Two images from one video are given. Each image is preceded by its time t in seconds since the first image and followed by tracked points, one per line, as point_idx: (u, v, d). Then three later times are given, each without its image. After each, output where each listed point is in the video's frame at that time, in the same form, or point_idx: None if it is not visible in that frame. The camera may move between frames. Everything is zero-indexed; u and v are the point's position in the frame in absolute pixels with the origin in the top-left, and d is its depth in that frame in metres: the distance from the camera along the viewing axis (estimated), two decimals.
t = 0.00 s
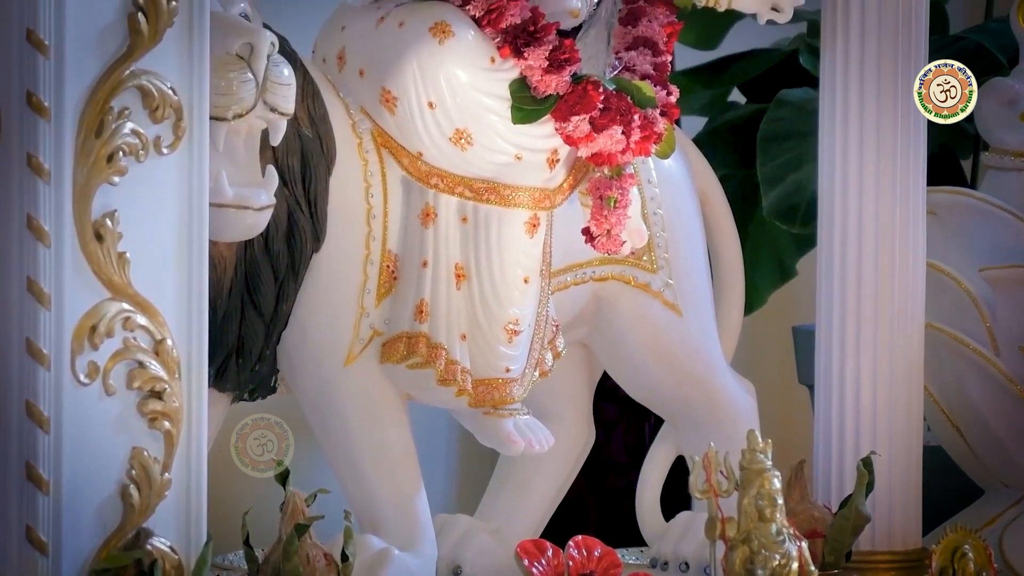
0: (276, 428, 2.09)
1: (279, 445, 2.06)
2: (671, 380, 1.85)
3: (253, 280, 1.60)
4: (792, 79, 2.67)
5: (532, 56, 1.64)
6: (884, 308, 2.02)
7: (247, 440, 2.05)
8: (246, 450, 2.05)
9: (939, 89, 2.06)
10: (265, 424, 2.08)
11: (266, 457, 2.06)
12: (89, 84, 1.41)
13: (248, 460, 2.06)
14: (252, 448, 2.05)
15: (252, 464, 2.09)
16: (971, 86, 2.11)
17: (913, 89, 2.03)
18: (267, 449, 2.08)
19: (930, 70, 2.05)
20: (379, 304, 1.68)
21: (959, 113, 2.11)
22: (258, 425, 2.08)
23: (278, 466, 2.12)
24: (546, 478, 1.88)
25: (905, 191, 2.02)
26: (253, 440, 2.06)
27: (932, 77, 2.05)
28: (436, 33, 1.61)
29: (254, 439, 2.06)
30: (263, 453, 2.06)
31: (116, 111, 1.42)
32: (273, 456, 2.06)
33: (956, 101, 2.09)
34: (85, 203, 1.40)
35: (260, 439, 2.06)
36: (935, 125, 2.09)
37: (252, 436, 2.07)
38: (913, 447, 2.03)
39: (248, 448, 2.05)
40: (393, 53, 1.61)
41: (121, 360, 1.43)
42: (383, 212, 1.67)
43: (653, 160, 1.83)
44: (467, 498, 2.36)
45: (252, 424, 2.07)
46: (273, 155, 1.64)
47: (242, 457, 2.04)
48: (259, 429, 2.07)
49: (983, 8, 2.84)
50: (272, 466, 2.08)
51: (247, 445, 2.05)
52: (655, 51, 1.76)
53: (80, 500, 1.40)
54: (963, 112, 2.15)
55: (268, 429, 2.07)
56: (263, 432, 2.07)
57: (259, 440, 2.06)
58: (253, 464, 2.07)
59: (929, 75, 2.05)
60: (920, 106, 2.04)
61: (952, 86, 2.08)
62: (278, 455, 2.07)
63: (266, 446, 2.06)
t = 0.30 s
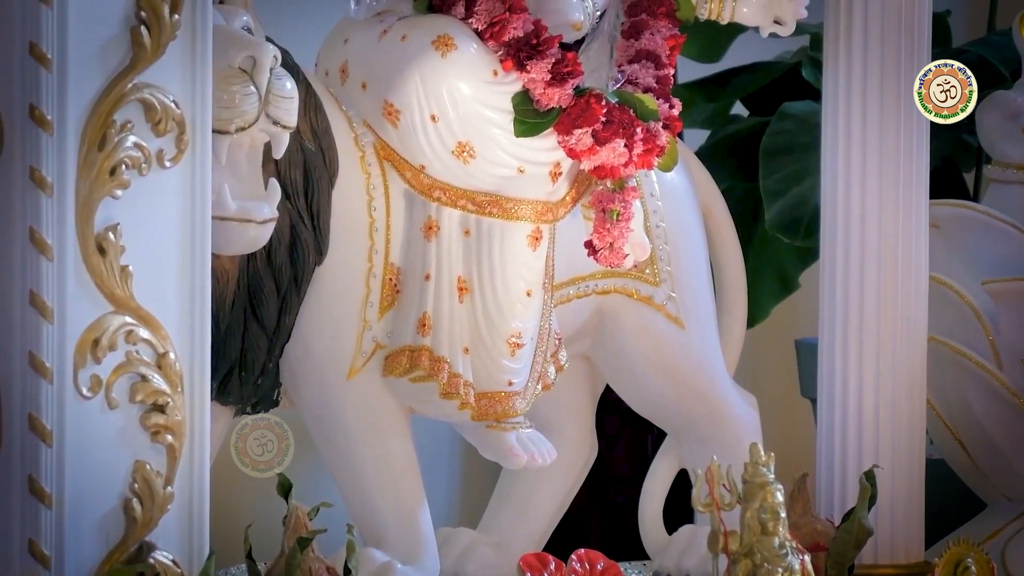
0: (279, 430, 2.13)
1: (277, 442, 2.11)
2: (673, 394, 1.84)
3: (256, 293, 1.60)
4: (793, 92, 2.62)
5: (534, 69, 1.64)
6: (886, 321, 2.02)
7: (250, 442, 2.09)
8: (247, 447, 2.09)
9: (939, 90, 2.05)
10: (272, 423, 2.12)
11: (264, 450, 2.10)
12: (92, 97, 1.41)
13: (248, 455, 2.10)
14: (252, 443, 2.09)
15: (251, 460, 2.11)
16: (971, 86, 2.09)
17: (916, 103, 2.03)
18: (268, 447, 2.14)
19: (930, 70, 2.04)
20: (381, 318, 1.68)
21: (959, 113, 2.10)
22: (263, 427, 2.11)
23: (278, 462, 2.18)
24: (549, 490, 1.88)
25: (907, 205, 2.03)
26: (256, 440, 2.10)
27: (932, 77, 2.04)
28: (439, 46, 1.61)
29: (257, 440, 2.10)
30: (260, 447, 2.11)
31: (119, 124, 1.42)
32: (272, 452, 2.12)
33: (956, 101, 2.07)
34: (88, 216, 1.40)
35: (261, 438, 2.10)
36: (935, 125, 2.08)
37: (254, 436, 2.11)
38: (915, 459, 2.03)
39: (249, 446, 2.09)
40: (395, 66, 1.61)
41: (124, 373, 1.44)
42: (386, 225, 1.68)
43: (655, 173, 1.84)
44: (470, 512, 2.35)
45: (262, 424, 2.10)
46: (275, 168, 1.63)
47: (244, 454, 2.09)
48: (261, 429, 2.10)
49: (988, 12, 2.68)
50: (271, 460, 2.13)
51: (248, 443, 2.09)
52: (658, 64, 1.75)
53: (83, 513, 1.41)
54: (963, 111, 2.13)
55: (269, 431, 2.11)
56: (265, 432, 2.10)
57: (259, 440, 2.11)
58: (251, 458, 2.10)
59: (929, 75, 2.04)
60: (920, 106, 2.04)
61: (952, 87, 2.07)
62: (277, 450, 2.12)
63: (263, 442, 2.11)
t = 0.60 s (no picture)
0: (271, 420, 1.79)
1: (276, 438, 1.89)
2: (674, 412, 1.84)
3: (257, 312, 1.61)
4: (795, 111, 2.59)
5: (536, 88, 1.62)
6: (888, 337, 2.02)
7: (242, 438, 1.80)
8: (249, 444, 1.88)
9: (939, 90, 2.04)
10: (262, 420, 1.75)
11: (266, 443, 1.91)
12: (94, 116, 1.41)
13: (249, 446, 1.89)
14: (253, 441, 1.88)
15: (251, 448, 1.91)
16: (972, 86, 2.07)
17: (917, 122, 2.04)
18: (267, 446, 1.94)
19: (930, 70, 2.04)
20: (383, 336, 1.68)
21: (959, 112, 2.08)
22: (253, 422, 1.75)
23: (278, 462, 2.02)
24: (551, 509, 1.87)
25: (909, 223, 2.03)
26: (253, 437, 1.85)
27: (932, 78, 2.04)
28: (441, 64, 1.60)
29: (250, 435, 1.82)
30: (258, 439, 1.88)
31: (120, 143, 1.42)
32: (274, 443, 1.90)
33: (956, 101, 2.06)
34: (89, 235, 1.40)
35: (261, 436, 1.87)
36: (935, 125, 2.07)
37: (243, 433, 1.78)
38: (917, 476, 2.03)
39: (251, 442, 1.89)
40: (397, 85, 1.61)
41: (125, 392, 1.44)
42: (387, 244, 1.68)
43: (657, 192, 1.84)
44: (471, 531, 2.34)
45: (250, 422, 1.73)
46: (277, 187, 1.64)
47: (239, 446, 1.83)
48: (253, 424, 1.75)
49: (989, 26, 2.53)
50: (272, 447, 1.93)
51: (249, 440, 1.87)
52: (659, 83, 1.76)
53: (85, 531, 1.41)
54: (964, 112, 2.11)
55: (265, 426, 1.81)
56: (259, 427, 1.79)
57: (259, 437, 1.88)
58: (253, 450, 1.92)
59: (928, 76, 2.04)
60: (919, 106, 2.03)
61: (952, 86, 2.05)
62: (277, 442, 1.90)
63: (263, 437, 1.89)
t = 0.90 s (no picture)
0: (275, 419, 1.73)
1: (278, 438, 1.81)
2: (676, 425, 1.84)
3: (259, 324, 1.61)
4: (797, 124, 2.56)
5: (538, 101, 1.62)
6: (890, 349, 2.03)
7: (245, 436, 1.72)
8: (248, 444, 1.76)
9: (939, 90, 2.07)
10: (264, 420, 1.70)
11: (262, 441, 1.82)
12: (97, 128, 1.41)
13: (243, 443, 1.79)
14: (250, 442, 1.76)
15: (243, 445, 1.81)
16: (972, 85, 2.11)
17: (919, 135, 2.04)
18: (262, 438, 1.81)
19: (930, 70, 2.05)
20: (385, 349, 1.68)
21: (959, 112, 2.12)
22: (255, 420, 1.69)
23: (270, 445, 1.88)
24: (553, 522, 1.87)
25: (910, 236, 2.03)
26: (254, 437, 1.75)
27: (932, 78, 2.05)
28: (442, 78, 1.60)
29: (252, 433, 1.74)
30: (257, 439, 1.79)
31: (122, 156, 1.42)
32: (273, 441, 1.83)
33: (956, 101, 2.09)
34: (90, 249, 1.40)
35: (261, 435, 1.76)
36: (936, 125, 2.09)
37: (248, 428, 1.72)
38: (919, 487, 2.03)
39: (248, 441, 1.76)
40: (399, 98, 1.61)
41: (127, 406, 1.44)
42: (389, 257, 1.68)
43: (659, 206, 1.83)
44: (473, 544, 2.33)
45: (251, 421, 1.68)
46: (279, 200, 1.64)
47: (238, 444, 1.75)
48: (255, 424, 1.70)
49: (990, 43, 2.51)
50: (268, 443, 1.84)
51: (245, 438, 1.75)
52: (661, 96, 1.75)
53: (86, 544, 1.41)
54: (963, 112, 2.15)
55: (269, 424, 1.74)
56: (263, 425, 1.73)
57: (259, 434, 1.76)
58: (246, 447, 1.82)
59: (929, 76, 2.05)
60: (920, 106, 2.04)
61: (952, 86, 2.08)
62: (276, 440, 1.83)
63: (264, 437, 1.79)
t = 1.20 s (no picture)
0: (277, 421, 1.67)
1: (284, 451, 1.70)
2: (678, 437, 1.83)
3: (260, 336, 1.61)
4: (798, 136, 2.53)
5: (539, 113, 1.61)
6: (891, 359, 2.03)
7: (245, 439, 1.66)
8: (247, 454, 1.67)
9: (939, 90, 2.06)
10: (265, 421, 1.65)
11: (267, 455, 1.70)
12: (98, 141, 1.41)
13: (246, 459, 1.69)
14: (251, 450, 1.67)
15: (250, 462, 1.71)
16: (971, 86, 2.10)
17: (920, 146, 2.04)
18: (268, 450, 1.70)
19: (930, 70, 2.05)
20: (385, 361, 1.68)
21: (959, 113, 2.11)
22: (256, 422, 1.64)
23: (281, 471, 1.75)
24: (554, 534, 1.87)
25: (911, 246, 2.03)
26: (252, 441, 1.66)
27: (932, 78, 2.05)
28: (443, 90, 1.59)
29: (252, 436, 1.66)
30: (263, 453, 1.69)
31: (123, 168, 1.42)
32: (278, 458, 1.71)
33: (956, 101, 2.09)
34: (92, 261, 1.40)
35: (261, 441, 1.67)
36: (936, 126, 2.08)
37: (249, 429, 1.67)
38: (920, 499, 2.04)
39: (248, 450, 1.67)
40: (400, 110, 1.61)
41: (128, 418, 1.44)
42: (390, 269, 1.68)
43: (660, 218, 1.83)
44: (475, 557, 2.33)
45: (250, 423, 1.64)
46: (280, 213, 1.64)
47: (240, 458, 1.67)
48: (257, 426, 1.65)
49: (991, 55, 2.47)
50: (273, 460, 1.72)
51: (246, 445, 1.66)
52: (662, 108, 1.75)
53: (87, 557, 1.41)
54: (963, 113, 2.13)
55: (271, 426, 1.66)
56: (264, 428, 1.66)
57: (260, 439, 1.67)
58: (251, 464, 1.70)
59: (929, 76, 2.05)
60: (920, 106, 2.04)
61: (952, 87, 2.07)
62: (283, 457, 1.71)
63: (268, 448, 1.69)
